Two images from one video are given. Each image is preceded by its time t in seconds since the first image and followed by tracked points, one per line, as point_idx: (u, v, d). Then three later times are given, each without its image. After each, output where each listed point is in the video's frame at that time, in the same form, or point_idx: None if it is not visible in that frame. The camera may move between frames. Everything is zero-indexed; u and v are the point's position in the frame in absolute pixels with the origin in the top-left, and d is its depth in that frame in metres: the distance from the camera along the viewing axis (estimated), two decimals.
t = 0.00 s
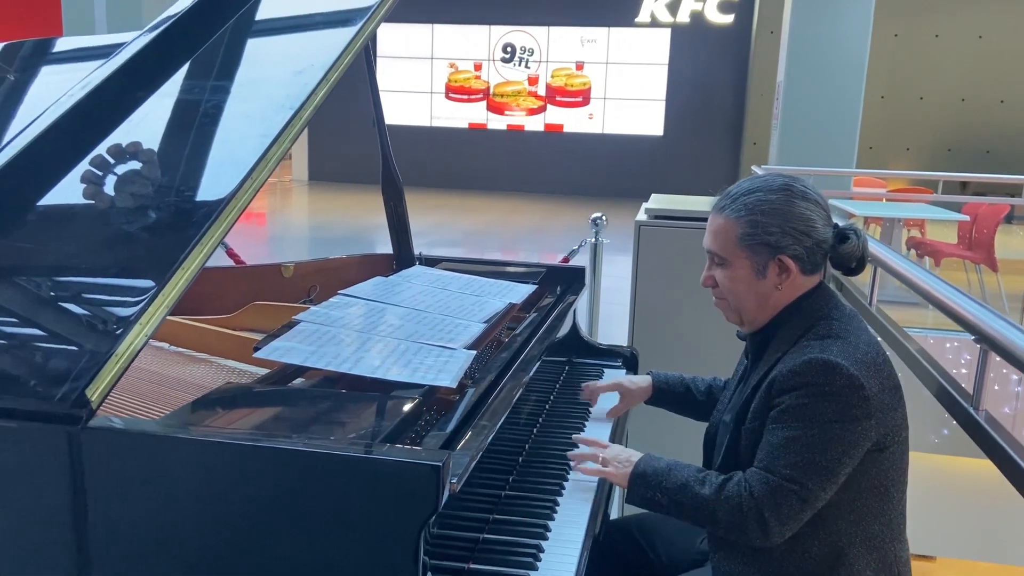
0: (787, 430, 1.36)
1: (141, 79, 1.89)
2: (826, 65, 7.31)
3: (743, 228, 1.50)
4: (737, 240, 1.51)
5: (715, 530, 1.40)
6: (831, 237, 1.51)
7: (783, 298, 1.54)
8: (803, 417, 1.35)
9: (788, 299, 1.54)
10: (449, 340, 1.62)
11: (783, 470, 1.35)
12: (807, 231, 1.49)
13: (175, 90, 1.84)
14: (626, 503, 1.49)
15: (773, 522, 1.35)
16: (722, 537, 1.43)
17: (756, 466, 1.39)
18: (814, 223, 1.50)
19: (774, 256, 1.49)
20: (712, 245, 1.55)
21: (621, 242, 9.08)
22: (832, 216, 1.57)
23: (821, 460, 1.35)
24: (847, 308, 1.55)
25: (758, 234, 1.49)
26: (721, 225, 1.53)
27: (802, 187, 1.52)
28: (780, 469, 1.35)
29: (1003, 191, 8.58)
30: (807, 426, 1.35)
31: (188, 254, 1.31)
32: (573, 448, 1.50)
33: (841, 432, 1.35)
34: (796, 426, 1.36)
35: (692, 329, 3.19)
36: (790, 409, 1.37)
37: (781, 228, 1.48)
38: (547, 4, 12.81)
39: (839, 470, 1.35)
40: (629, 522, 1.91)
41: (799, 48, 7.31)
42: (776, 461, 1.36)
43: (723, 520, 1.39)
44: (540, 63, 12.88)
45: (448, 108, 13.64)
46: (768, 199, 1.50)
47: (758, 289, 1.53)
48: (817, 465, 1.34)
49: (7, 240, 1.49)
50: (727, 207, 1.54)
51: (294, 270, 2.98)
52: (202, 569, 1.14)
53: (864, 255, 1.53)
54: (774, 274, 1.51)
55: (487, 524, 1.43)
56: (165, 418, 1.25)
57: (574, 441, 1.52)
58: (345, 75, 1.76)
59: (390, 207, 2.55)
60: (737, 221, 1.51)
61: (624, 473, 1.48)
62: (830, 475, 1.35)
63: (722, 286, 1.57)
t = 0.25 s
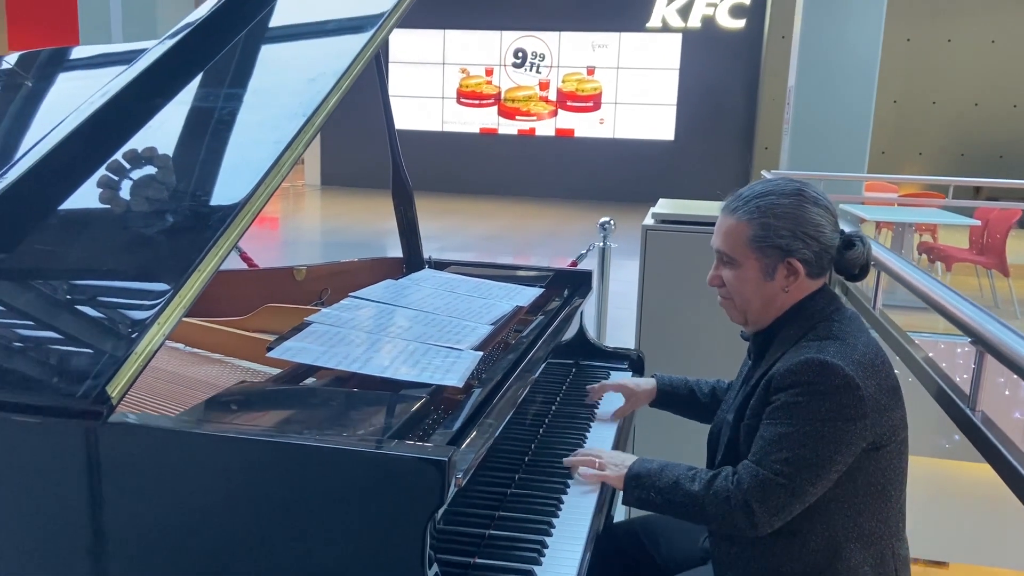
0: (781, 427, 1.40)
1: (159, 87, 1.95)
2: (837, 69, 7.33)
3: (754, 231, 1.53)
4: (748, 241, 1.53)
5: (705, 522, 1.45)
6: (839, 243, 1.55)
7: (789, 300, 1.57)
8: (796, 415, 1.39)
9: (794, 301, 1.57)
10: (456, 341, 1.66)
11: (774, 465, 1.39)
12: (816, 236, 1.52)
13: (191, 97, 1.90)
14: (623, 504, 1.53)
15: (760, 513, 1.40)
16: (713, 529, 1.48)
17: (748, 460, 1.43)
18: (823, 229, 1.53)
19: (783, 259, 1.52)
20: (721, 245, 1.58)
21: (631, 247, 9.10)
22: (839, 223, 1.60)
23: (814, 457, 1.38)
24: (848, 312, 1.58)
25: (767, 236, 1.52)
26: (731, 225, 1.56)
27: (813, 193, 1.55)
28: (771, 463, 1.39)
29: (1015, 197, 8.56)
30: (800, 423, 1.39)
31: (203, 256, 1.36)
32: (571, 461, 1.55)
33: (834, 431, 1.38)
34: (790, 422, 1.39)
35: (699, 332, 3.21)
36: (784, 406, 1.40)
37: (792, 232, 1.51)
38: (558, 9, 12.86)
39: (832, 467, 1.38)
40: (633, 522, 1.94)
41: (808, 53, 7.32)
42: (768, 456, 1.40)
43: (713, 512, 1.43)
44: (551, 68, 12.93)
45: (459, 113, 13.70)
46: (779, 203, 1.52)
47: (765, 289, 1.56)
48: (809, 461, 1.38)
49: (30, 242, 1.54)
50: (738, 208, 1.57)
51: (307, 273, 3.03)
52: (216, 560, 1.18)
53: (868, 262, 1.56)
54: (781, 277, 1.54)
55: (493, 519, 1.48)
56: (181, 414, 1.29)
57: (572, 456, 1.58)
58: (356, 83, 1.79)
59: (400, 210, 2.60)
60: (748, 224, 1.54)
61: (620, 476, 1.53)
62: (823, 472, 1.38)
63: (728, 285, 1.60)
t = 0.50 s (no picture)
0: (781, 425, 1.43)
1: (174, 93, 2.00)
2: (846, 73, 7.34)
3: (769, 231, 1.56)
4: (761, 241, 1.56)
5: (711, 519, 1.47)
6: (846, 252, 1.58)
7: (794, 302, 1.60)
8: (797, 413, 1.42)
9: (799, 303, 1.60)
10: (463, 341, 1.69)
11: (776, 463, 1.41)
12: (827, 244, 1.56)
13: (206, 103, 1.95)
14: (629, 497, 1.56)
15: (765, 511, 1.41)
16: (718, 527, 1.50)
17: (751, 459, 1.45)
18: (834, 236, 1.57)
19: (794, 262, 1.55)
20: (734, 243, 1.60)
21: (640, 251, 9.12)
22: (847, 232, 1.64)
23: (814, 454, 1.40)
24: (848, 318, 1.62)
25: (782, 238, 1.55)
26: (745, 224, 1.59)
27: (827, 201, 1.58)
28: (773, 461, 1.42)
29: None
30: (800, 421, 1.41)
31: (218, 258, 1.40)
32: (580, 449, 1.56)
33: (834, 429, 1.41)
34: (790, 421, 1.42)
35: (705, 334, 3.24)
36: (786, 405, 1.43)
37: (805, 236, 1.54)
38: (569, 13, 12.93)
39: (830, 465, 1.41)
40: (637, 521, 1.97)
41: (818, 58, 7.35)
42: (770, 455, 1.43)
43: (718, 509, 1.45)
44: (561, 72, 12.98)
45: (470, 117, 13.77)
46: (795, 207, 1.56)
47: (772, 290, 1.58)
48: (809, 459, 1.40)
49: (50, 244, 1.59)
50: (754, 209, 1.59)
51: (318, 275, 3.08)
52: (227, 553, 1.22)
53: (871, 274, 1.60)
54: (790, 279, 1.57)
55: (498, 516, 1.51)
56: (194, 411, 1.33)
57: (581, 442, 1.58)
58: (366, 89, 1.83)
59: (409, 214, 2.64)
60: (763, 224, 1.56)
61: (628, 469, 1.55)
62: (822, 470, 1.41)
63: (737, 284, 1.62)
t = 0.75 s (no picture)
0: (780, 426, 1.46)
1: (187, 101, 2.05)
2: (855, 77, 7.35)
3: (773, 234, 1.59)
4: (765, 243, 1.59)
5: (711, 520, 1.50)
6: (847, 262, 1.61)
7: (792, 306, 1.63)
8: (795, 414, 1.44)
9: (798, 307, 1.63)
10: (469, 343, 1.73)
11: (775, 464, 1.44)
12: (830, 252, 1.58)
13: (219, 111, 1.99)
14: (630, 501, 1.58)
15: (764, 512, 1.44)
16: (719, 528, 1.52)
17: (750, 461, 1.48)
18: (837, 245, 1.59)
19: (795, 267, 1.58)
20: (739, 243, 1.64)
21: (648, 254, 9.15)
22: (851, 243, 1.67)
23: (811, 455, 1.43)
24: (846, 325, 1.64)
25: (785, 243, 1.58)
26: (751, 226, 1.62)
27: (834, 210, 1.61)
28: (772, 462, 1.45)
29: None
30: (798, 422, 1.44)
31: (230, 261, 1.44)
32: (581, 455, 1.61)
33: (831, 430, 1.44)
34: (788, 422, 1.45)
35: (710, 338, 3.27)
36: (784, 406, 1.46)
37: (808, 243, 1.57)
38: (578, 18, 12.98)
39: (827, 465, 1.44)
40: (640, 522, 2.00)
41: (826, 62, 7.37)
42: (769, 455, 1.45)
43: (718, 510, 1.48)
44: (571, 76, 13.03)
45: (479, 122, 13.82)
46: (801, 213, 1.59)
47: (772, 292, 1.61)
48: (806, 459, 1.43)
49: (66, 248, 1.64)
50: (761, 211, 1.63)
51: (327, 279, 3.12)
52: (234, 548, 1.25)
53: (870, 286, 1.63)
54: (790, 283, 1.60)
55: (501, 514, 1.54)
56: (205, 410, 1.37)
57: (581, 449, 1.63)
58: (375, 97, 1.85)
59: (416, 219, 2.68)
60: (768, 227, 1.60)
61: (629, 474, 1.57)
62: (819, 470, 1.44)
63: (738, 284, 1.65)
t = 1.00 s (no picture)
0: (776, 425, 1.49)
1: (198, 107, 2.09)
2: (863, 81, 7.36)
3: (774, 238, 1.62)
4: (766, 246, 1.62)
5: (706, 516, 1.53)
6: (846, 272, 1.63)
7: (789, 310, 1.65)
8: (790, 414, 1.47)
9: (795, 312, 1.65)
10: (474, 345, 1.77)
11: (770, 462, 1.47)
12: (829, 261, 1.61)
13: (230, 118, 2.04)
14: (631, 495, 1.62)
15: (757, 508, 1.47)
16: (714, 524, 1.55)
17: (746, 458, 1.51)
18: (837, 254, 1.61)
19: (793, 273, 1.61)
20: (742, 244, 1.67)
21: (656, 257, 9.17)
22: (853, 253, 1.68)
23: (806, 454, 1.46)
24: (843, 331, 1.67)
25: (785, 248, 1.60)
26: (754, 228, 1.65)
27: (839, 220, 1.63)
28: (767, 460, 1.48)
29: None
30: (793, 421, 1.47)
31: (241, 264, 1.48)
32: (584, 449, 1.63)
33: (825, 431, 1.46)
34: (784, 421, 1.48)
35: (714, 340, 3.29)
36: (780, 406, 1.49)
37: (808, 250, 1.60)
38: (586, 22, 13.03)
39: (822, 464, 1.47)
40: (643, 521, 2.03)
41: (833, 66, 7.39)
42: (765, 453, 1.48)
43: (713, 506, 1.51)
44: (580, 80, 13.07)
45: (487, 125, 13.87)
46: (804, 219, 1.61)
47: (771, 295, 1.64)
48: (801, 458, 1.46)
49: (82, 253, 1.68)
50: (766, 214, 1.66)
51: (336, 281, 3.16)
52: (244, 543, 1.29)
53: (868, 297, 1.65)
54: (787, 288, 1.63)
55: (505, 512, 1.58)
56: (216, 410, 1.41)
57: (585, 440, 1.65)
58: (383, 103, 1.89)
59: (423, 222, 2.72)
60: (771, 231, 1.62)
61: (629, 465, 1.61)
62: (813, 469, 1.46)
63: (738, 284, 1.69)
